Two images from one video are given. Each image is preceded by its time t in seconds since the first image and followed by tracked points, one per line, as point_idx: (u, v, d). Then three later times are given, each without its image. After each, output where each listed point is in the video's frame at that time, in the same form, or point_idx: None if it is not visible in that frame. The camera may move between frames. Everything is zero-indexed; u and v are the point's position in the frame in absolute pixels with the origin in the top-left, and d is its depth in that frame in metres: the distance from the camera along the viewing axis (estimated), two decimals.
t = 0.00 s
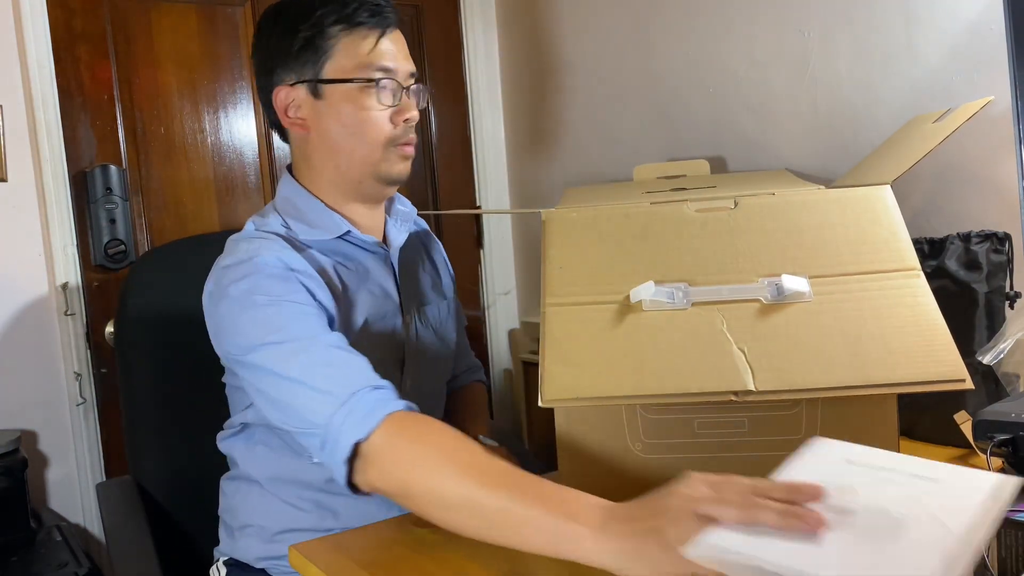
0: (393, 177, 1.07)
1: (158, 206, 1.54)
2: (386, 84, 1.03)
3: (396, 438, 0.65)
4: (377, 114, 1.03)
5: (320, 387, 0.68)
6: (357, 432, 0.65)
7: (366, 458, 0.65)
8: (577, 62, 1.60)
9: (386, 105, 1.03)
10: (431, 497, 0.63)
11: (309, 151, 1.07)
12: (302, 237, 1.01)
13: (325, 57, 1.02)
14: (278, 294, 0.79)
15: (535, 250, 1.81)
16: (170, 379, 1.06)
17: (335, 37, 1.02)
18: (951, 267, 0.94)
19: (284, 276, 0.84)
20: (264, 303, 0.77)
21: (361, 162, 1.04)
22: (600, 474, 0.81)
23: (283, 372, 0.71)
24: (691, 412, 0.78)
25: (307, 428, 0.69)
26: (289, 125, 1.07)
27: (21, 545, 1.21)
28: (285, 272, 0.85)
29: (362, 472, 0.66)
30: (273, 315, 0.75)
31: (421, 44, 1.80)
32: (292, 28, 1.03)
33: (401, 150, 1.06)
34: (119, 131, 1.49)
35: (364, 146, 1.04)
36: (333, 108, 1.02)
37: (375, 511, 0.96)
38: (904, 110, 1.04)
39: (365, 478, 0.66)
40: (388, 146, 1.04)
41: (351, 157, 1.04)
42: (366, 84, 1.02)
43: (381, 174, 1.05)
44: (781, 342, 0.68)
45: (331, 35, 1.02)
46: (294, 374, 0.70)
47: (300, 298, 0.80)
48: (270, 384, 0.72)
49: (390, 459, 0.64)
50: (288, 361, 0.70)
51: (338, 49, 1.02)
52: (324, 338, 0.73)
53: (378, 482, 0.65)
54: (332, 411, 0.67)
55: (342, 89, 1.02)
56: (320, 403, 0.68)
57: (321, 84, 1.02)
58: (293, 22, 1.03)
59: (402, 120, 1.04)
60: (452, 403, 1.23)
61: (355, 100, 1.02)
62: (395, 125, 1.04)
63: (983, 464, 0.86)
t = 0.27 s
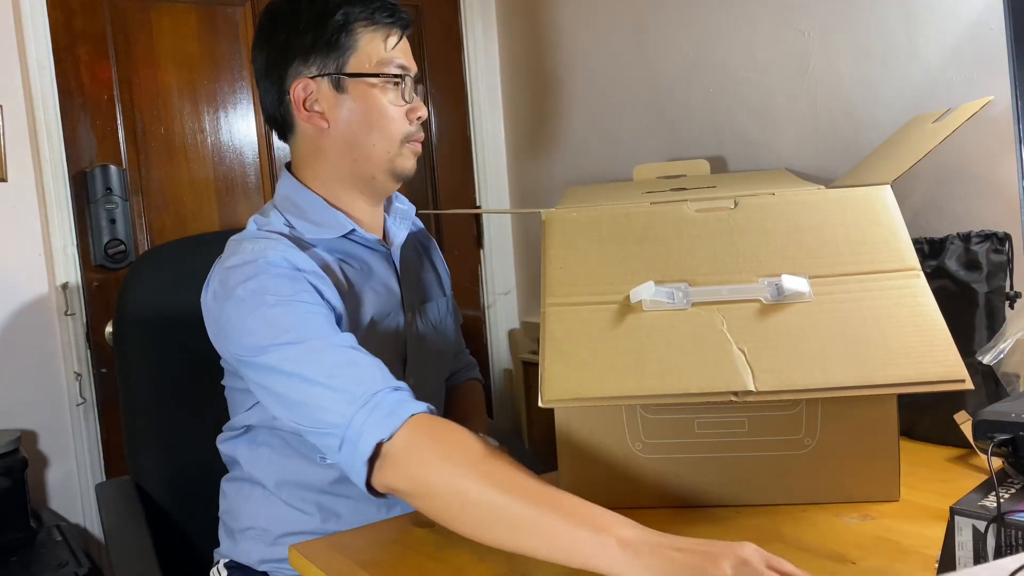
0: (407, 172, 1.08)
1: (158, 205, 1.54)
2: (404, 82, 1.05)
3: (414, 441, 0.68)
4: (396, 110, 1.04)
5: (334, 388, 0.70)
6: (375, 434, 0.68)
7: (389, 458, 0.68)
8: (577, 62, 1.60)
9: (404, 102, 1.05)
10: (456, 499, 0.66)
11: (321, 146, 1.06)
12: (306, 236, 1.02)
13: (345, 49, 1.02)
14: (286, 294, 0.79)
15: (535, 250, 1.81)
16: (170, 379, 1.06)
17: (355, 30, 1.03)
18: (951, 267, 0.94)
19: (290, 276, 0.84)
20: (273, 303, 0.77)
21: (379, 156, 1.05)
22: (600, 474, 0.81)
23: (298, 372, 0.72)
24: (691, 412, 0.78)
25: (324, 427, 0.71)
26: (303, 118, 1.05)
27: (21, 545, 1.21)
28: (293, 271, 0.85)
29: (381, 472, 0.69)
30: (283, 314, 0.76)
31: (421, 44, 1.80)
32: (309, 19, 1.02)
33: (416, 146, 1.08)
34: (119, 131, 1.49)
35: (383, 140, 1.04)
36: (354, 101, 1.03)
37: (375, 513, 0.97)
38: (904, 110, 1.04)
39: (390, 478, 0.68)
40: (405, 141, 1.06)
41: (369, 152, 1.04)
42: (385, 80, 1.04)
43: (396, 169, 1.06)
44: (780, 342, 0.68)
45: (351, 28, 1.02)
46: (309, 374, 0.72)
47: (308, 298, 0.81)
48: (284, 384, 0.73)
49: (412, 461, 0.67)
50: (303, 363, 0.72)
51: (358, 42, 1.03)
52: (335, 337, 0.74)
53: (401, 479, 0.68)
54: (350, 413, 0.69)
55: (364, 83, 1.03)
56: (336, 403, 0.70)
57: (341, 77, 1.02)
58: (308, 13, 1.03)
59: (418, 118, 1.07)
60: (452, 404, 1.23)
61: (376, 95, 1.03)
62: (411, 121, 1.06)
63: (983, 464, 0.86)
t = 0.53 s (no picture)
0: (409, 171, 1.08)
1: (158, 205, 1.54)
2: (408, 81, 1.05)
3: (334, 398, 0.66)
4: (399, 110, 1.04)
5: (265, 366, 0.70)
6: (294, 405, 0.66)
7: (288, 446, 0.65)
8: (577, 62, 1.60)
9: (407, 102, 1.05)
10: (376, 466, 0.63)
11: (326, 144, 1.06)
12: (300, 230, 1.02)
13: (350, 49, 1.03)
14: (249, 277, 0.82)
15: (535, 249, 1.80)
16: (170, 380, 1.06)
17: (361, 31, 1.03)
18: (951, 267, 0.94)
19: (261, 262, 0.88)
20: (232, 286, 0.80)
21: (381, 154, 1.05)
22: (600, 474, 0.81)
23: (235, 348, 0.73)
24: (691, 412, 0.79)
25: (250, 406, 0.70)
26: (308, 116, 1.05)
27: (21, 545, 1.21)
28: (265, 261, 0.88)
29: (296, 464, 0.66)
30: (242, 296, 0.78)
31: (421, 45, 1.81)
32: (315, 18, 1.02)
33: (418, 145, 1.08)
34: (119, 131, 1.49)
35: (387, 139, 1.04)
36: (360, 100, 1.03)
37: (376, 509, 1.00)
38: (903, 110, 1.04)
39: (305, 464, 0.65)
40: (407, 140, 1.06)
41: (373, 150, 1.05)
42: (390, 79, 1.04)
43: (398, 168, 1.07)
44: (780, 342, 0.68)
45: (357, 29, 1.02)
46: (242, 355, 0.73)
47: (276, 285, 0.83)
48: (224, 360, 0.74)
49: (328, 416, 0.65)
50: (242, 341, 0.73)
51: (363, 43, 1.03)
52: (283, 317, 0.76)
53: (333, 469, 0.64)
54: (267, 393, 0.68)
55: (368, 83, 1.03)
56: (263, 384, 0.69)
57: (347, 76, 1.03)
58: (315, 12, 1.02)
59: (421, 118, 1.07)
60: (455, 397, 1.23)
61: (379, 95, 1.03)
62: (413, 121, 1.06)
63: (984, 465, 0.86)
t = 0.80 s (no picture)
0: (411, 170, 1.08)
1: (158, 205, 1.54)
2: (405, 82, 1.05)
3: (346, 231, 0.70)
4: (397, 111, 1.04)
5: (268, 256, 0.74)
6: (307, 271, 0.69)
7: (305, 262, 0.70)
8: (577, 62, 1.60)
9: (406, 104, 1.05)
10: (398, 268, 0.68)
11: (328, 150, 1.07)
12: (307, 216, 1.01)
13: (345, 57, 1.03)
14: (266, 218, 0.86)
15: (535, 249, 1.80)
16: (172, 379, 1.06)
17: (354, 37, 1.03)
18: (951, 267, 0.94)
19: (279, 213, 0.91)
20: (248, 221, 0.84)
21: (383, 156, 1.05)
22: (599, 473, 0.81)
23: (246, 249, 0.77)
24: (690, 412, 0.79)
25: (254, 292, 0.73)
26: (309, 123, 1.05)
27: (21, 545, 1.21)
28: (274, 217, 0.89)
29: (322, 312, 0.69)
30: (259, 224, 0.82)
31: (421, 46, 1.81)
32: (309, 28, 1.03)
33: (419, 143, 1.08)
34: (119, 131, 1.49)
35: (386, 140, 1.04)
36: (357, 105, 1.03)
37: (373, 500, 0.99)
38: (903, 110, 1.04)
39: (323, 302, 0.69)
40: (407, 140, 1.06)
41: (374, 152, 1.05)
42: (387, 82, 1.04)
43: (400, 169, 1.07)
44: (780, 342, 0.68)
45: (350, 36, 1.03)
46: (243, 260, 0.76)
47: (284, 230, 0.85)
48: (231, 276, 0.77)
49: (348, 237, 0.69)
50: (251, 246, 0.76)
51: (359, 49, 1.03)
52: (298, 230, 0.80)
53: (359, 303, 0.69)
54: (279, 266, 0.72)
55: (365, 88, 1.03)
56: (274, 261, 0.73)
57: (344, 82, 1.03)
58: (308, 22, 1.03)
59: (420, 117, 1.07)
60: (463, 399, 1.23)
61: (377, 99, 1.03)
62: (413, 120, 1.06)
63: (984, 465, 0.86)
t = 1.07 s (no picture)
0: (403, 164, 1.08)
1: (158, 205, 1.54)
2: (391, 78, 1.05)
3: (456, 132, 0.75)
4: (385, 107, 1.04)
5: (359, 159, 0.77)
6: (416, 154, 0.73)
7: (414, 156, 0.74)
8: (577, 62, 1.60)
9: (393, 98, 1.05)
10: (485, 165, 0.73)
11: (322, 150, 1.07)
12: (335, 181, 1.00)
13: (331, 59, 1.02)
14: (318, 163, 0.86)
15: (535, 249, 1.81)
16: (173, 380, 1.06)
17: (338, 38, 1.03)
18: (951, 267, 0.94)
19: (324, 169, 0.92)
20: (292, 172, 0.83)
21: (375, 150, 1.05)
22: (600, 473, 0.81)
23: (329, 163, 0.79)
24: (691, 412, 0.79)
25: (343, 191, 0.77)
26: (300, 126, 1.06)
27: (21, 545, 1.21)
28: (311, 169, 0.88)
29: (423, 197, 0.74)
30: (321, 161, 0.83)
31: (421, 47, 1.81)
32: (293, 35, 1.04)
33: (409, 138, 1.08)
34: (119, 131, 1.49)
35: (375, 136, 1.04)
36: (345, 103, 1.03)
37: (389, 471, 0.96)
38: (903, 110, 1.04)
39: (434, 180, 0.73)
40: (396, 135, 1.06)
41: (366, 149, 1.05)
42: (373, 78, 1.03)
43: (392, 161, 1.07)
44: (781, 343, 0.68)
45: (334, 38, 1.03)
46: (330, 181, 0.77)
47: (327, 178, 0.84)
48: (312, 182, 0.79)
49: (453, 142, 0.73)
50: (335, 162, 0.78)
51: (343, 50, 1.03)
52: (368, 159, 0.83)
53: (461, 186, 0.74)
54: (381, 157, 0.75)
55: (351, 87, 1.02)
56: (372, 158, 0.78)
57: (330, 82, 1.02)
58: (291, 30, 1.04)
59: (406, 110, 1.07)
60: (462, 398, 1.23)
61: (364, 97, 1.03)
62: (401, 114, 1.06)
63: (984, 465, 0.86)
